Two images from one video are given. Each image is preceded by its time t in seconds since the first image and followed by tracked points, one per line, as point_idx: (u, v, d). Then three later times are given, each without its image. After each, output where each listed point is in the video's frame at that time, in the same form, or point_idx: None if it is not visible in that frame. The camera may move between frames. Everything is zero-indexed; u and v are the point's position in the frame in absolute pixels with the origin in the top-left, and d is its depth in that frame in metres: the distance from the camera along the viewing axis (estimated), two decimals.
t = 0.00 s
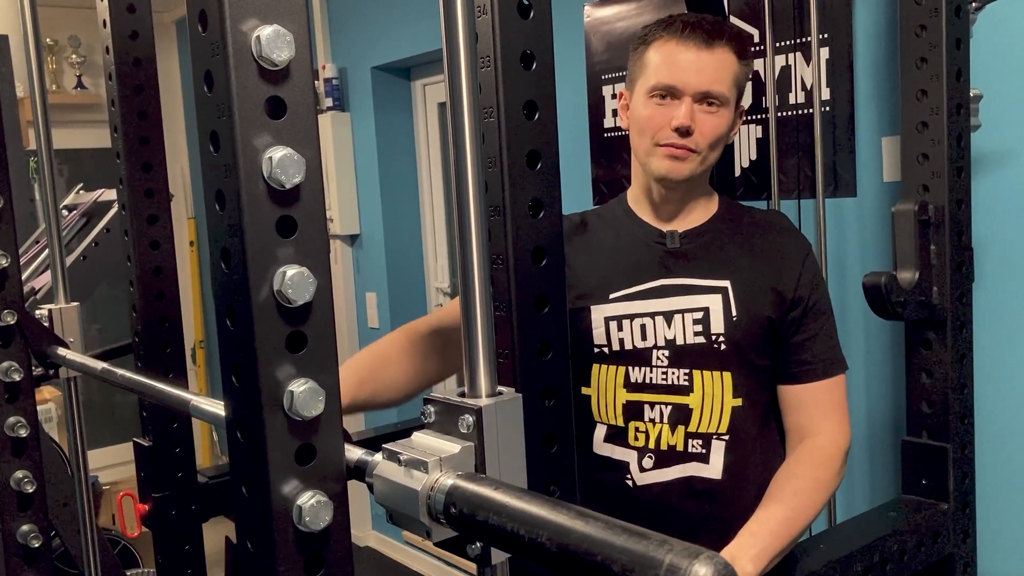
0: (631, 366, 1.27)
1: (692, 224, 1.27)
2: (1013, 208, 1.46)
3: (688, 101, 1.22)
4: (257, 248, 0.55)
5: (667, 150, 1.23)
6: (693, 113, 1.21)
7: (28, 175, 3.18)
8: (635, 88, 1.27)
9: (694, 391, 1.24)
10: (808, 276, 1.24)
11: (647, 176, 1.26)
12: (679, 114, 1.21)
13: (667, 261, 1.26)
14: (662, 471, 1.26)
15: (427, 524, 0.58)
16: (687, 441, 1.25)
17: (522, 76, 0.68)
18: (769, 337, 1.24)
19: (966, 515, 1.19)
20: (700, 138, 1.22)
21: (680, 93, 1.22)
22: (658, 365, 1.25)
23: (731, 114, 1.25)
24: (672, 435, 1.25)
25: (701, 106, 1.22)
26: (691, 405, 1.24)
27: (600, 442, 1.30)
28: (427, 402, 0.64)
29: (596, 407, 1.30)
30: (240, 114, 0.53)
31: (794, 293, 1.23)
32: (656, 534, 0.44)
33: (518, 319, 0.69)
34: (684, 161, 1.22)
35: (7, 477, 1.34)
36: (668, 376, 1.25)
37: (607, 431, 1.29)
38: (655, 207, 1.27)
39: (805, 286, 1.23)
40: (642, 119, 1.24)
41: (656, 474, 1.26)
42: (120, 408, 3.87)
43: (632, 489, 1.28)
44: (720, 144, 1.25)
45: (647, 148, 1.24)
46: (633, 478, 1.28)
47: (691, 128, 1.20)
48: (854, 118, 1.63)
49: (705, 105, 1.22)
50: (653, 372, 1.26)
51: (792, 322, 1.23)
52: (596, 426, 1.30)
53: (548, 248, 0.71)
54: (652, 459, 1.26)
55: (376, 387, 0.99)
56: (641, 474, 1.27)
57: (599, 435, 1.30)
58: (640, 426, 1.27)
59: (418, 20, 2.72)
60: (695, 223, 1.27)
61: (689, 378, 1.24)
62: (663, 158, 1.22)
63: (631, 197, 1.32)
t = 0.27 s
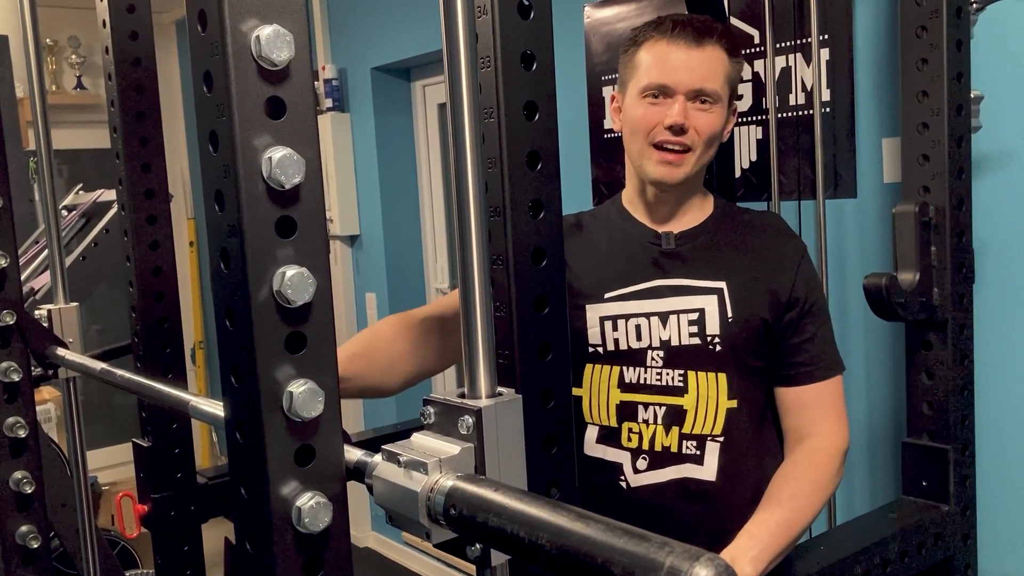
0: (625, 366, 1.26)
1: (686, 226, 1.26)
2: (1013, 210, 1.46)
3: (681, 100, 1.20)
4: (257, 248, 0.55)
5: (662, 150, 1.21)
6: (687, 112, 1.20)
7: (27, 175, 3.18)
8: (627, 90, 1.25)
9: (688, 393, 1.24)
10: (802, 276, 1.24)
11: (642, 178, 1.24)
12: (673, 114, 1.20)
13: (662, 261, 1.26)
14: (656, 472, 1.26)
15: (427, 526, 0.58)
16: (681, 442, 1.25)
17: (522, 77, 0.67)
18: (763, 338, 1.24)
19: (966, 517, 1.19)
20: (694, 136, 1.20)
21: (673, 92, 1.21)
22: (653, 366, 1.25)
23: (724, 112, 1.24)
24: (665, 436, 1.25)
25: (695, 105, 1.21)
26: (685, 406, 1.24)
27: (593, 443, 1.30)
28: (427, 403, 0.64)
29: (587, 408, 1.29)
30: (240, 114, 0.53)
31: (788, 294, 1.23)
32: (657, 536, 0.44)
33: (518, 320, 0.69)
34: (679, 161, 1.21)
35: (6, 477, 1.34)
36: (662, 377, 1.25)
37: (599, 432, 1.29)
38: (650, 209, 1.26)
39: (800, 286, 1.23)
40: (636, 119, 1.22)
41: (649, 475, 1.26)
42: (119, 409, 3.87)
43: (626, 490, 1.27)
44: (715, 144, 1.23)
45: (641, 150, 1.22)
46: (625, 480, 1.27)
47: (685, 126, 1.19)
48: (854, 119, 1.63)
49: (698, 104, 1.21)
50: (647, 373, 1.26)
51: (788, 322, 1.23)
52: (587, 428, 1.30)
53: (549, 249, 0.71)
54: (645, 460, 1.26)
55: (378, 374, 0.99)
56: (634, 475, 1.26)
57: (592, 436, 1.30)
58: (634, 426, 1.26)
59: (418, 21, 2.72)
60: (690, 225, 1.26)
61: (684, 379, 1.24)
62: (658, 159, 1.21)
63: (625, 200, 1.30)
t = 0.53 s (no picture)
0: (618, 371, 1.26)
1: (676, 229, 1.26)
2: (1012, 211, 1.46)
3: (661, 104, 1.20)
4: (256, 248, 0.54)
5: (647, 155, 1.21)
6: (667, 116, 1.20)
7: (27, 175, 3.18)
8: (609, 99, 1.26)
9: (680, 395, 1.23)
10: (796, 272, 1.23)
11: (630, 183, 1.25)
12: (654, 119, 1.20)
13: (652, 265, 1.26)
14: (650, 476, 1.24)
15: (426, 527, 0.58)
16: (675, 446, 1.23)
17: (522, 77, 0.67)
18: (756, 338, 1.23)
19: (966, 518, 1.19)
20: (677, 139, 1.20)
21: (652, 97, 1.21)
22: (645, 369, 1.25)
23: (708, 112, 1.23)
24: (659, 439, 1.24)
25: (675, 108, 1.21)
26: (678, 409, 1.23)
27: (591, 447, 1.29)
28: (426, 404, 0.64)
29: (585, 412, 1.29)
30: (239, 114, 0.53)
31: (781, 294, 1.22)
32: (656, 537, 0.44)
33: (517, 320, 0.69)
34: (665, 163, 1.20)
35: (5, 478, 1.34)
36: (655, 380, 1.25)
37: (596, 436, 1.29)
38: (638, 213, 1.26)
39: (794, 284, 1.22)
40: (619, 127, 1.22)
41: (645, 479, 1.25)
42: (118, 410, 3.86)
43: (621, 494, 1.26)
44: (700, 144, 1.23)
45: (626, 156, 1.23)
46: (621, 484, 1.26)
47: (666, 130, 1.18)
48: (853, 120, 1.63)
49: (679, 106, 1.21)
50: (640, 377, 1.25)
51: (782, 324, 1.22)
52: (585, 432, 1.30)
53: (548, 249, 0.71)
54: (640, 464, 1.25)
55: (379, 408, 0.99)
56: (629, 479, 1.25)
57: (591, 440, 1.29)
58: (629, 430, 1.26)
59: (418, 22, 2.72)
60: (679, 228, 1.26)
61: (676, 382, 1.24)
62: (642, 164, 1.21)
63: (616, 205, 1.31)
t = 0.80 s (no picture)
0: (619, 373, 1.26)
1: (677, 231, 1.26)
2: (1012, 213, 1.47)
3: (657, 112, 1.21)
4: (259, 248, 0.55)
5: (644, 162, 1.22)
6: (663, 124, 1.20)
7: (27, 176, 3.18)
8: (606, 104, 1.26)
9: (682, 398, 1.23)
10: (797, 277, 1.23)
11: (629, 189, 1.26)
12: (650, 127, 1.21)
13: (654, 267, 1.26)
14: (651, 478, 1.24)
15: (429, 527, 0.58)
16: (675, 448, 1.23)
17: (523, 79, 0.68)
18: (757, 341, 1.24)
19: (966, 520, 1.19)
20: (674, 146, 1.21)
21: (648, 105, 1.21)
22: (647, 372, 1.25)
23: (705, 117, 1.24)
24: (660, 442, 1.24)
25: (671, 115, 1.21)
26: (679, 411, 1.23)
27: (592, 449, 1.29)
28: (427, 405, 0.64)
29: (586, 414, 1.29)
30: (242, 116, 0.53)
31: (781, 296, 1.22)
32: (659, 537, 0.44)
33: (519, 321, 0.69)
34: (662, 170, 1.21)
35: (6, 479, 1.34)
36: (657, 383, 1.24)
37: (597, 438, 1.28)
38: (640, 215, 1.27)
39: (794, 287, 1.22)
40: (616, 135, 1.23)
41: (646, 481, 1.24)
42: (118, 411, 3.86)
43: (621, 496, 1.26)
44: (698, 149, 1.23)
45: (624, 164, 1.24)
46: (622, 486, 1.26)
47: (662, 139, 1.19)
48: (854, 122, 1.63)
49: (675, 113, 1.21)
50: (641, 379, 1.25)
51: (784, 327, 1.22)
52: (585, 433, 1.29)
53: (549, 250, 0.71)
54: (641, 466, 1.25)
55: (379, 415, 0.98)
56: (630, 481, 1.25)
57: (591, 442, 1.29)
58: (630, 432, 1.25)
59: (418, 24, 2.73)
60: (680, 231, 1.26)
61: (678, 385, 1.23)
62: (639, 171, 1.22)
63: (617, 208, 1.31)
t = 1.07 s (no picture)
0: (622, 375, 1.26)
1: (681, 233, 1.26)
2: (1011, 215, 1.47)
3: (660, 111, 1.21)
4: (259, 251, 0.55)
5: (646, 162, 1.22)
6: (666, 123, 1.20)
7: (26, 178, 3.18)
8: (609, 105, 1.26)
9: (684, 401, 1.23)
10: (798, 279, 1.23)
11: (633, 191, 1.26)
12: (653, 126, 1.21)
13: (657, 269, 1.26)
14: (652, 479, 1.24)
15: (428, 529, 0.58)
16: (677, 450, 1.24)
17: (522, 82, 0.68)
18: (760, 344, 1.23)
19: (964, 522, 1.19)
20: (676, 145, 1.20)
21: (651, 104, 1.21)
22: (649, 374, 1.25)
23: (707, 118, 1.24)
24: (661, 444, 1.24)
25: (674, 114, 1.21)
26: (680, 414, 1.23)
27: (592, 451, 1.29)
28: (427, 407, 0.64)
29: (588, 415, 1.29)
30: (242, 119, 0.53)
31: (785, 299, 1.22)
32: (658, 540, 0.44)
33: (518, 324, 0.69)
34: (664, 170, 1.21)
35: (5, 480, 1.34)
36: (659, 385, 1.25)
37: (598, 439, 1.28)
38: (644, 217, 1.27)
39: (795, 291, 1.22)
40: (618, 135, 1.23)
41: (646, 483, 1.24)
42: (117, 412, 3.86)
43: (622, 497, 1.26)
44: (701, 150, 1.23)
45: (627, 165, 1.24)
46: (623, 487, 1.26)
47: (664, 138, 1.19)
48: (852, 124, 1.63)
49: (678, 113, 1.21)
50: (643, 381, 1.25)
51: (785, 331, 1.22)
52: (588, 434, 1.29)
53: (549, 253, 0.71)
54: (642, 468, 1.25)
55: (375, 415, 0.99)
56: (631, 482, 1.25)
57: (592, 443, 1.29)
58: (632, 434, 1.26)
59: (417, 26, 2.73)
60: (684, 233, 1.26)
61: (680, 388, 1.23)
62: (642, 171, 1.21)
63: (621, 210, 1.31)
